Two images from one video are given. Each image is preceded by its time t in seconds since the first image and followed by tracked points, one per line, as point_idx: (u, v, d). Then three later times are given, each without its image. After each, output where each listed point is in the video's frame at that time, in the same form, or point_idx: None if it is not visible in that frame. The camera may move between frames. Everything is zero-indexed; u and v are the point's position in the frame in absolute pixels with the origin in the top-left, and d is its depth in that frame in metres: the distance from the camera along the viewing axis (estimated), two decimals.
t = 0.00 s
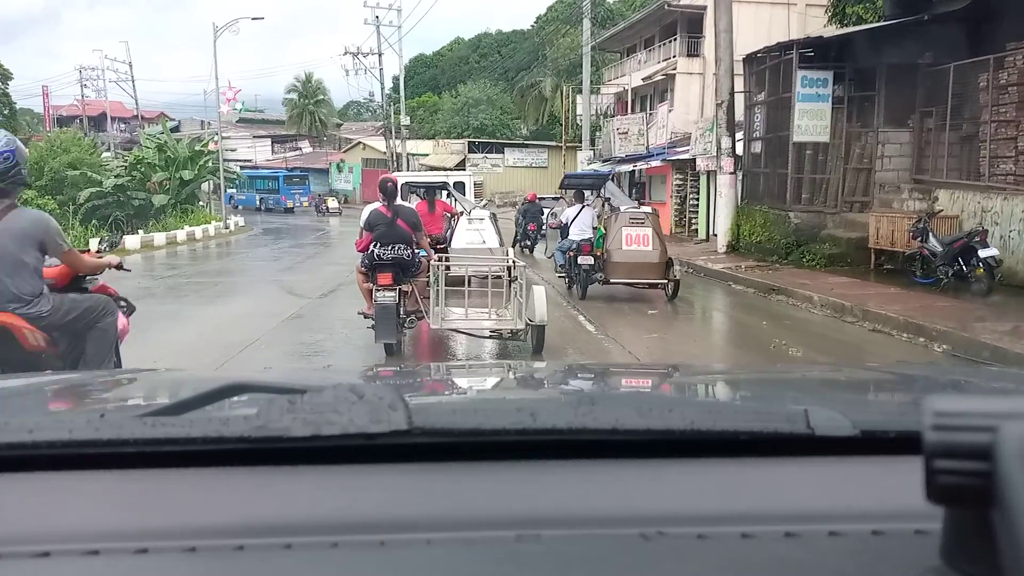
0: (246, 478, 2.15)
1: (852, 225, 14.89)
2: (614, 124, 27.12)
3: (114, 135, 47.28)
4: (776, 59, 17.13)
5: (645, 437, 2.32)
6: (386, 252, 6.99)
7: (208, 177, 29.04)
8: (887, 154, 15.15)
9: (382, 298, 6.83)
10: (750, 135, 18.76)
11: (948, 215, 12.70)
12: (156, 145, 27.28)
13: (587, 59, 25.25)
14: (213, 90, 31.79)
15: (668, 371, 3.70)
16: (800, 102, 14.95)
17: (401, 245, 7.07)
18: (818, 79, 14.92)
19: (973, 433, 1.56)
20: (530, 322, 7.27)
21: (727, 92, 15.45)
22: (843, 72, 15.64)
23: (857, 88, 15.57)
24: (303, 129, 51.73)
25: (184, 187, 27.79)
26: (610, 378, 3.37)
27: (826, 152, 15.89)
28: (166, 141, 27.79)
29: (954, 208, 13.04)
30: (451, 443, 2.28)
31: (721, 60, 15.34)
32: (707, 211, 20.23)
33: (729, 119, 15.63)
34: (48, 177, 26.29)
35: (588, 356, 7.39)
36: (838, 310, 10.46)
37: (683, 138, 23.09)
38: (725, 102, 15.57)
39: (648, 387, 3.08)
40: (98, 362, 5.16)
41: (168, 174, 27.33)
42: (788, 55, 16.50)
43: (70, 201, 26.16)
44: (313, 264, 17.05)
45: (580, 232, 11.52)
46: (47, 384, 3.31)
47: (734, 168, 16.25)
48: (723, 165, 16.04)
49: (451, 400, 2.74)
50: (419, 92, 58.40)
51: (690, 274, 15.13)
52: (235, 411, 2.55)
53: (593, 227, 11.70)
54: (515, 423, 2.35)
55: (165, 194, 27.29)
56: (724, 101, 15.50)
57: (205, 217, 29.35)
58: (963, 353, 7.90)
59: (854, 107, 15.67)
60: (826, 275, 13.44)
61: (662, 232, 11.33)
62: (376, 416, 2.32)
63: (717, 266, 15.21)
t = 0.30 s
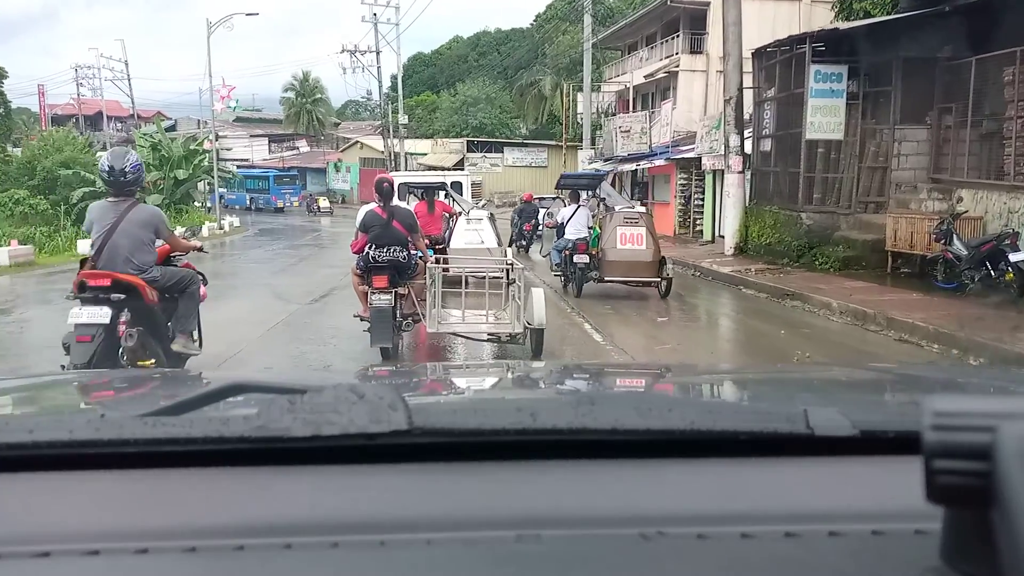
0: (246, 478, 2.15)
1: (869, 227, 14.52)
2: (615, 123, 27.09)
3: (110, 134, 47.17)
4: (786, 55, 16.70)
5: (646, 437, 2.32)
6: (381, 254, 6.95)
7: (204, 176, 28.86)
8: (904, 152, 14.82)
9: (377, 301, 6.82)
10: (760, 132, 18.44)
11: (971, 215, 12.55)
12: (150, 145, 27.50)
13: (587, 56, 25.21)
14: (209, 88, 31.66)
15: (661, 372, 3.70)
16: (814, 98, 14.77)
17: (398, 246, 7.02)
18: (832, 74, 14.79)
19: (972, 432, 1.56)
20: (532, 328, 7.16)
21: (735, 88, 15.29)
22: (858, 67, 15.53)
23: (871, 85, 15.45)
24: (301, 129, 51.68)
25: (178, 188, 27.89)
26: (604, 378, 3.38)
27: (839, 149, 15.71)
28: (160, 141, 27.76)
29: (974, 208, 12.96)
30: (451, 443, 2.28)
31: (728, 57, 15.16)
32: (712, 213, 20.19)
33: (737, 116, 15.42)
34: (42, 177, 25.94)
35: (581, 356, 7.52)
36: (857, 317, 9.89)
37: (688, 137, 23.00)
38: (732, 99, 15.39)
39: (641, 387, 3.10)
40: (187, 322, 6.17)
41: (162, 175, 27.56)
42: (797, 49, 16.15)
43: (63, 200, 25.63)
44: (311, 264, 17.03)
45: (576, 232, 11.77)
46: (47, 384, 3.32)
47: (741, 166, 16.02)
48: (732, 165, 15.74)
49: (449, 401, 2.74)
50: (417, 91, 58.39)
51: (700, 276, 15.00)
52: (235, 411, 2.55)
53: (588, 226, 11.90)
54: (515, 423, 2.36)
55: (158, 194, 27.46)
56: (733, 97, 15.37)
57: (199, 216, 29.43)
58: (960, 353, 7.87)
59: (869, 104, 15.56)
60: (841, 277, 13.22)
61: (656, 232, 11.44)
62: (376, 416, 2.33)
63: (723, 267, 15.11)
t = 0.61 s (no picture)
0: (246, 478, 2.15)
1: (886, 228, 14.29)
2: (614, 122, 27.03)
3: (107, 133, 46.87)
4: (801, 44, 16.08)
5: (645, 437, 2.32)
6: (376, 255, 6.89)
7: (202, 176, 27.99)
8: (922, 149, 14.70)
9: (373, 302, 6.72)
10: (769, 129, 17.96)
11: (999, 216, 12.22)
12: (144, 144, 25.97)
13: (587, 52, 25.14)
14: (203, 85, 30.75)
15: (654, 372, 3.70)
16: (829, 93, 14.30)
17: (393, 247, 6.98)
18: (847, 68, 14.30)
19: (973, 433, 1.57)
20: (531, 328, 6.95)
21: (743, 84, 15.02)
22: (872, 62, 15.12)
23: (888, 78, 14.99)
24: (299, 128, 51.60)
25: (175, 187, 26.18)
26: (599, 378, 3.38)
27: (854, 147, 15.41)
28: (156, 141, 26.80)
29: (1002, 206, 12.66)
30: (451, 443, 2.28)
31: (737, 50, 14.99)
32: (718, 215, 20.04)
33: (746, 114, 15.29)
34: (34, 178, 26.07)
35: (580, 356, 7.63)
36: (882, 324, 9.54)
37: (693, 135, 22.95)
38: (741, 95, 15.17)
39: (634, 387, 3.10)
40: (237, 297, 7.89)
41: (156, 174, 25.88)
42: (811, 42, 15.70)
43: (55, 201, 25.81)
44: (307, 265, 16.97)
45: (572, 230, 12.05)
46: (48, 385, 3.32)
47: (749, 164, 15.61)
48: (741, 160, 15.37)
49: (448, 400, 2.74)
50: (415, 90, 58.37)
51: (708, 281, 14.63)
52: (235, 411, 2.55)
53: (584, 226, 12.20)
54: (515, 423, 2.35)
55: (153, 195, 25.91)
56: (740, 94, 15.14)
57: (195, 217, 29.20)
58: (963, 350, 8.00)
59: (885, 99, 15.13)
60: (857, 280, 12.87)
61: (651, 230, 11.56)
62: (376, 416, 2.33)
63: (733, 270, 14.81)
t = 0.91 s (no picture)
0: (247, 478, 2.15)
1: (905, 231, 13.22)
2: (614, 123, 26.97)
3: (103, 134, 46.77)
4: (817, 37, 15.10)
5: (645, 437, 2.33)
6: (375, 257, 6.89)
7: (191, 177, 29.10)
8: (943, 148, 13.74)
9: (370, 304, 6.69)
10: (782, 127, 17.13)
11: None
12: (138, 145, 27.40)
13: (591, 50, 25.13)
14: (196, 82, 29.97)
15: (650, 372, 3.70)
16: (845, 89, 13.53)
17: (392, 249, 6.98)
18: (865, 64, 13.57)
19: (971, 434, 1.59)
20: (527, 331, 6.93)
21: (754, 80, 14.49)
22: (890, 57, 14.21)
23: (907, 73, 14.01)
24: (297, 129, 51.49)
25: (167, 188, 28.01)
26: (595, 378, 3.39)
27: (871, 146, 14.36)
28: (149, 141, 27.82)
29: None
30: (452, 443, 2.28)
31: (747, 44, 14.56)
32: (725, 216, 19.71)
33: (757, 111, 14.60)
34: (26, 179, 25.11)
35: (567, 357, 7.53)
36: (911, 336, 8.73)
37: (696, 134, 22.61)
38: (750, 92, 14.51)
39: (632, 387, 3.10)
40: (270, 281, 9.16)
41: (150, 175, 27.48)
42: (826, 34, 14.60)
43: (49, 203, 25.05)
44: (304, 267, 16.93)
45: (568, 231, 11.89)
46: (49, 385, 3.33)
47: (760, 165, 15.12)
48: (750, 162, 14.92)
49: (448, 400, 2.75)
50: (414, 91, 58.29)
51: (718, 284, 14.01)
52: (235, 411, 2.55)
53: (580, 227, 12.07)
54: (515, 423, 2.36)
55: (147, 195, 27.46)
56: (752, 90, 14.49)
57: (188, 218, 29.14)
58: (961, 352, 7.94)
59: (904, 95, 14.07)
60: (877, 287, 12.10)
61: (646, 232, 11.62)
62: (376, 416, 2.33)
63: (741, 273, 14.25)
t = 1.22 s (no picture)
0: (247, 478, 2.15)
1: (929, 232, 12.10)
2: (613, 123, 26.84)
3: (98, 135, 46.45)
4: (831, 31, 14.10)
5: (646, 437, 2.32)
6: (371, 258, 6.91)
7: (186, 180, 28.32)
8: (966, 144, 12.61)
9: (366, 307, 6.68)
10: (791, 124, 15.91)
11: None
12: (131, 146, 26.70)
13: (588, 48, 25.05)
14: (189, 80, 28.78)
15: (645, 371, 3.69)
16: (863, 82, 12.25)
17: (388, 249, 6.98)
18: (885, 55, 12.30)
19: (971, 433, 1.59)
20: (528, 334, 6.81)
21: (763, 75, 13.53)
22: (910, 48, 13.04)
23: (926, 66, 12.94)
24: (294, 130, 51.31)
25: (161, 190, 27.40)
26: (591, 377, 3.38)
27: (891, 142, 13.26)
28: (141, 142, 27.07)
29: None
30: (452, 443, 2.28)
31: (757, 38, 13.56)
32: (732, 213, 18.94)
33: (768, 107, 13.70)
34: (16, 181, 25.27)
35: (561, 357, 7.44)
36: (950, 349, 8.10)
37: (701, 134, 22.23)
38: (760, 88, 13.69)
39: (629, 387, 3.09)
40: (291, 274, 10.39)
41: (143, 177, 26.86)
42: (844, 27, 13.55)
43: (42, 206, 25.24)
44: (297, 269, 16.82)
45: (563, 232, 11.86)
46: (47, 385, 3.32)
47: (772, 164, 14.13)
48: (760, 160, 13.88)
49: (447, 399, 2.73)
50: (411, 92, 58.19)
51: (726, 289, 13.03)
52: (234, 411, 2.55)
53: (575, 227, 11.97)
54: (515, 423, 2.36)
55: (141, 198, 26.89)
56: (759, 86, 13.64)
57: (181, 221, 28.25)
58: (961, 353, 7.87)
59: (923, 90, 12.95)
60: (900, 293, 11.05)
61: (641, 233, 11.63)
62: (376, 416, 2.33)
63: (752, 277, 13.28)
